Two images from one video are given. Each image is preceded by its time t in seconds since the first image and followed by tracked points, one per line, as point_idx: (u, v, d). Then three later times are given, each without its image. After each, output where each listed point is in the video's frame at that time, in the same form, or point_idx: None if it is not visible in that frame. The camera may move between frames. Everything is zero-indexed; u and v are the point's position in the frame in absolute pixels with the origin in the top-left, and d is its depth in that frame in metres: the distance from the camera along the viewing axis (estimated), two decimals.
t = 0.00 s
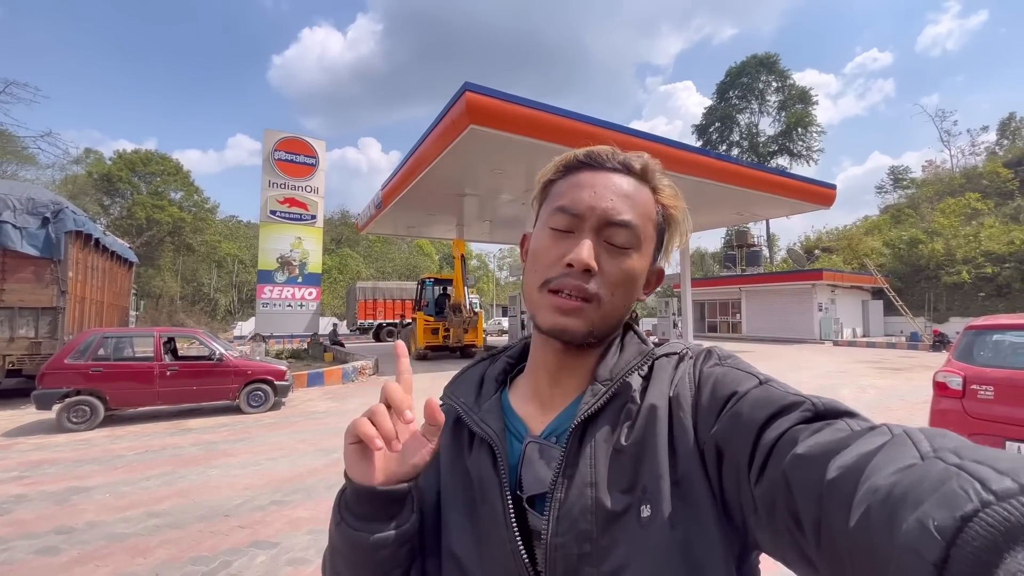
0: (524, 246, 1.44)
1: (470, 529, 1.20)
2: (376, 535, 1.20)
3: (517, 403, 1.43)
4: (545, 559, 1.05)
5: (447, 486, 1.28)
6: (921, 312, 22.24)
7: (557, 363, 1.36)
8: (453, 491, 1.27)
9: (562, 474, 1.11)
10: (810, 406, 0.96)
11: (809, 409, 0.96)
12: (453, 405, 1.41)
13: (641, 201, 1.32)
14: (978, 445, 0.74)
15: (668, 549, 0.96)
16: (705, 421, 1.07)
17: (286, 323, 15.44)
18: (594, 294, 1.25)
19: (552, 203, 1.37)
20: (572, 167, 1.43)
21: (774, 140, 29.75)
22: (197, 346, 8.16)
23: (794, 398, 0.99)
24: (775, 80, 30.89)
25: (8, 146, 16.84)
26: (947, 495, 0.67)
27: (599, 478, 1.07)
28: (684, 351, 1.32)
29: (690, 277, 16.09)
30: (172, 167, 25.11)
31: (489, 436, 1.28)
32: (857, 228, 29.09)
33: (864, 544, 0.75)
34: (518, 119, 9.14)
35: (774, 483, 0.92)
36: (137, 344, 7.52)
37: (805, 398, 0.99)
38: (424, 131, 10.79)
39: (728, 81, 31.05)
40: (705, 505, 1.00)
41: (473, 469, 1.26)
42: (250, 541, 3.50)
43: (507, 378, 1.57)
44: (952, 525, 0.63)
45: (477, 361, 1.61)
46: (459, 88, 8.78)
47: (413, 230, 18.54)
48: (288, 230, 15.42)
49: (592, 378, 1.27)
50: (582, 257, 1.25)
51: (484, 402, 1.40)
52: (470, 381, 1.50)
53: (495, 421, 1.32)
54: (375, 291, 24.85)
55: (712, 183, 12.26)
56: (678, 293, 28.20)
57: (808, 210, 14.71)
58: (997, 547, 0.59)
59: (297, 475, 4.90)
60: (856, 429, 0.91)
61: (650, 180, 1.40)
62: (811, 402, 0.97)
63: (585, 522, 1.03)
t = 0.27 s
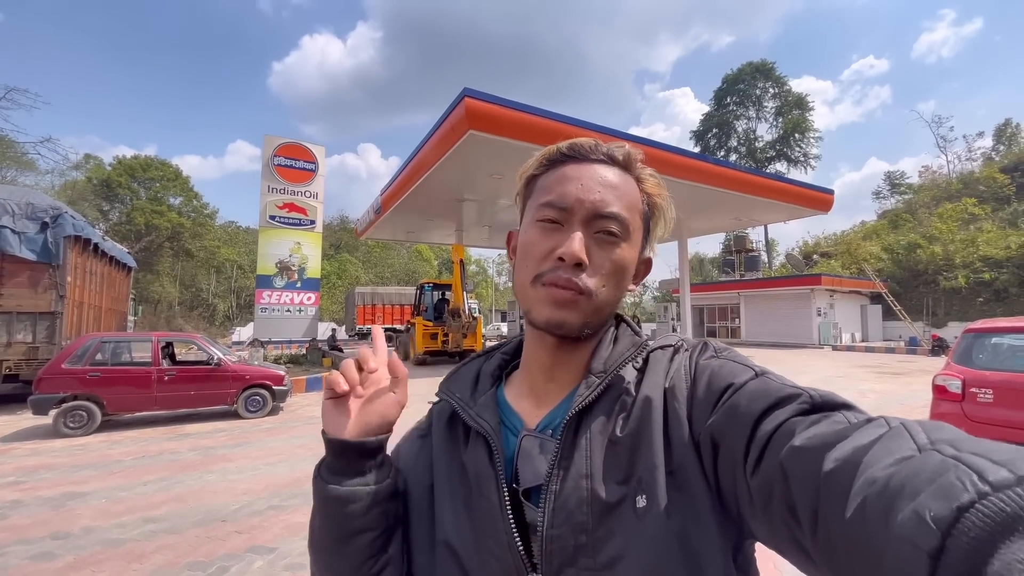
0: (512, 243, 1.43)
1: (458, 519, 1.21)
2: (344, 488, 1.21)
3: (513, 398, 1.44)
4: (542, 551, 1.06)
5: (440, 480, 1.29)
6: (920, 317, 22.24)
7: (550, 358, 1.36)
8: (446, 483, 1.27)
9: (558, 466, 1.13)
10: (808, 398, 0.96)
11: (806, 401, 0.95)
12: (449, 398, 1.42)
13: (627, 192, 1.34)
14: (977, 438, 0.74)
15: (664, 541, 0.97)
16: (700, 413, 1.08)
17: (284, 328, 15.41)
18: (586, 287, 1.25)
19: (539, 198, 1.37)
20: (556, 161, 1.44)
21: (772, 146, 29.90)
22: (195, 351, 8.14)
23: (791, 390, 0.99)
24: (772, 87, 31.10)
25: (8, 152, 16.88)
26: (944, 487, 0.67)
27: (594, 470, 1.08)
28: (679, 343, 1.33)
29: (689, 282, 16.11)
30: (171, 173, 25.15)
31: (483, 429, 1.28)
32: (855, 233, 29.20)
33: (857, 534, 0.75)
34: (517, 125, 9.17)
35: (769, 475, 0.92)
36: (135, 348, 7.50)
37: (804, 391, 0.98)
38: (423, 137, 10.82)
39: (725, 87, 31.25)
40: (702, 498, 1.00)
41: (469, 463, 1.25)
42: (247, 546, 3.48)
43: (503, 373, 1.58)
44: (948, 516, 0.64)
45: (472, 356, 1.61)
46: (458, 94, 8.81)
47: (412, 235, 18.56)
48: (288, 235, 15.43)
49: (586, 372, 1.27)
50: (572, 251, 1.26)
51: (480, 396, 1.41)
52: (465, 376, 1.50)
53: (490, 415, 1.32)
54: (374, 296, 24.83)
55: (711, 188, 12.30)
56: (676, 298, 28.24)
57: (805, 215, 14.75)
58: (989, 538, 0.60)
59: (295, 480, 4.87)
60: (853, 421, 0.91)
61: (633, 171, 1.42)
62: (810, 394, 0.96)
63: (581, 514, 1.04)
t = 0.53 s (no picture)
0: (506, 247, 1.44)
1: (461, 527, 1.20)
2: (347, 507, 1.20)
3: (513, 401, 1.44)
4: (547, 556, 1.06)
5: (443, 486, 1.28)
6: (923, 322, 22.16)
7: (551, 362, 1.36)
8: (449, 489, 1.26)
9: (563, 470, 1.13)
10: (816, 401, 0.95)
11: (814, 404, 0.95)
12: (449, 403, 1.42)
13: (619, 188, 1.35)
14: (988, 439, 0.73)
15: (670, 544, 0.96)
16: (707, 415, 1.08)
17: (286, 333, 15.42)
18: (583, 287, 1.26)
19: (531, 199, 1.38)
20: (545, 160, 1.45)
21: (773, 151, 29.90)
22: (198, 355, 8.15)
23: (798, 393, 0.99)
24: (773, 92, 31.16)
25: (14, 157, 17.01)
26: (951, 485, 0.67)
27: (600, 474, 1.08)
28: (683, 345, 1.33)
29: (691, 287, 16.08)
30: (175, 178, 25.30)
31: (485, 433, 1.28)
32: (857, 238, 29.17)
33: (866, 537, 0.74)
34: (519, 130, 9.20)
35: (778, 478, 0.91)
36: (138, 353, 7.51)
37: (811, 394, 0.98)
38: (425, 142, 10.87)
39: (726, 93, 31.32)
40: (708, 500, 1.00)
41: (471, 468, 1.25)
42: (249, 551, 3.46)
43: (503, 376, 1.58)
44: (957, 514, 0.63)
45: (472, 359, 1.62)
46: (461, 99, 8.85)
47: (414, 239, 18.59)
48: (290, 240, 15.48)
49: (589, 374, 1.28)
50: (567, 251, 1.26)
51: (480, 400, 1.41)
52: (465, 380, 1.50)
53: (491, 418, 1.32)
54: (376, 300, 24.83)
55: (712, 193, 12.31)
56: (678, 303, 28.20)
57: (807, 219, 14.75)
58: (1000, 537, 0.59)
59: (297, 485, 4.86)
60: (863, 425, 0.90)
61: (624, 164, 1.43)
62: (817, 397, 0.96)
63: (586, 519, 1.04)
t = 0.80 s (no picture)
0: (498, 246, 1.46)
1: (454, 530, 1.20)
2: None
3: (504, 404, 1.44)
4: (540, 559, 1.06)
5: (434, 489, 1.28)
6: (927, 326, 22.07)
7: (543, 363, 1.37)
8: (441, 493, 1.26)
9: (555, 471, 1.12)
10: (807, 401, 0.95)
11: (806, 404, 0.95)
12: (439, 405, 1.42)
13: (610, 188, 1.36)
14: (976, 440, 0.75)
15: (664, 543, 0.98)
16: (698, 414, 1.09)
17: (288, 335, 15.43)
18: (570, 287, 1.25)
19: (522, 199, 1.40)
20: (539, 160, 1.48)
21: (776, 154, 29.87)
22: (200, 357, 8.17)
23: (791, 391, 0.99)
24: (775, 96, 31.16)
25: (20, 160, 17.15)
26: (943, 487, 0.68)
27: (592, 475, 1.09)
28: (675, 344, 1.34)
29: (694, 290, 16.04)
30: (179, 180, 25.41)
31: (475, 437, 1.28)
32: (861, 242, 29.08)
33: (857, 537, 0.76)
34: (521, 133, 9.22)
35: (770, 478, 0.92)
36: (140, 354, 7.53)
37: (802, 394, 0.98)
38: (428, 145, 10.89)
39: (728, 97, 31.33)
40: (699, 499, 1.02)
41: (463, 472, 1.25)
42: (248, 553, 3.46)
43: (494, 378, 1.59)
44: (947, 516, 0.65)
45: (463, 360, 1.62)
46: (463, 103, 8.88)
47: (416, 242, 18.62)
48: (293, 242, 15.53)
49: (581, 374, 1.29)
50: (553, 250, 1.27)
51: (470, 402, 1.41)
52: (455, 381, 1.51)
53: (482, 421, 1.32)
54: (378, 303, 24.85)
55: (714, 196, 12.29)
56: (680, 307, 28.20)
57: (810, 223, 14.72)
58: (989, 538, 0.61)
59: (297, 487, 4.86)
60: (855, 424, 0.90)
61: (619, 166, 1.44)
62: (810, 396, 0.96)
63: (579, 520, 1.04)
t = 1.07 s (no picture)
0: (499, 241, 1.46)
1: (459, 527, 1.20)
2: (385, 532, 1.13)
3: (509, 400, 1.45)
4: (545, 556, 1.06)
5: (439, 486, 1.27)
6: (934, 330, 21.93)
7: (547, 359, 1.38)
8: (445, 489, 1.26)
9: (561, 468, 1.13)
10: (818, 398, 0.96)
11: (816, 402, 0.96)
12: (444, 402, 1.43)
13: (612, 181, 1.35)
14: (990, 436, 0.74)
15: (671, 541, 0.97)
16: (706, 412, 1.09)
17: (293, 334, 15.48)
18: (572, 281, 1.26)
19: (523, 193, 1.39)
20: (541, 155, 1.48)
21: (781, 156, 29.73)
22: (204, 355, 8.21)
23: (800, 391, 0.99)
24: (781, 98, 31.01)
25: (28, 159, 17.27)
26: (955, 483, 0.67)
27: (599, 471, 1.09)
28: (683, 342, 1.34)
29: (698, 292, 15.98)
30: (184, 180, 25.54)
31: (481, 433, 1.28)
32: (867, 245, 28.92)
33: (869, 536, 0.75)
34: (525, 134, 9.22)
35: (780, 476, 0.91)
36: (145, 352, 7.57)
37: (814, 392, 0.99)
38: (433, 145, 10.91)
39: (733, 98, 31.20)
40: (706, 495, 1.01)
41: (467, 468, 1.25)
42: (251, 551, 3.47)
43: (498, 374, 1.59)
44: (960, 511, 0.64)
45: (467, 357, 1.63)
46: (467, 103, 8.88)
47: (420, 243, 18.65)
48: (297, 242, 15.59)
49: (587, 372, 1.30)
50: (555, 244, 1.27)
51: (475, 399, 1.42)
52: (460, 378, 1.51)
53: (487, 417, 1.33)
54: (382, 303, 24.88)
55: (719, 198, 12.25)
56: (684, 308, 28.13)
57: (815, 225, 14.65)
58: (1001, 532, 0.60)
59: (300, 486, 4.87)
60: (866, 423, 0.90)
61: (621, 160, 1.45)
62: (820, 394, 0.97)
63: (585, 517, 1.04)
